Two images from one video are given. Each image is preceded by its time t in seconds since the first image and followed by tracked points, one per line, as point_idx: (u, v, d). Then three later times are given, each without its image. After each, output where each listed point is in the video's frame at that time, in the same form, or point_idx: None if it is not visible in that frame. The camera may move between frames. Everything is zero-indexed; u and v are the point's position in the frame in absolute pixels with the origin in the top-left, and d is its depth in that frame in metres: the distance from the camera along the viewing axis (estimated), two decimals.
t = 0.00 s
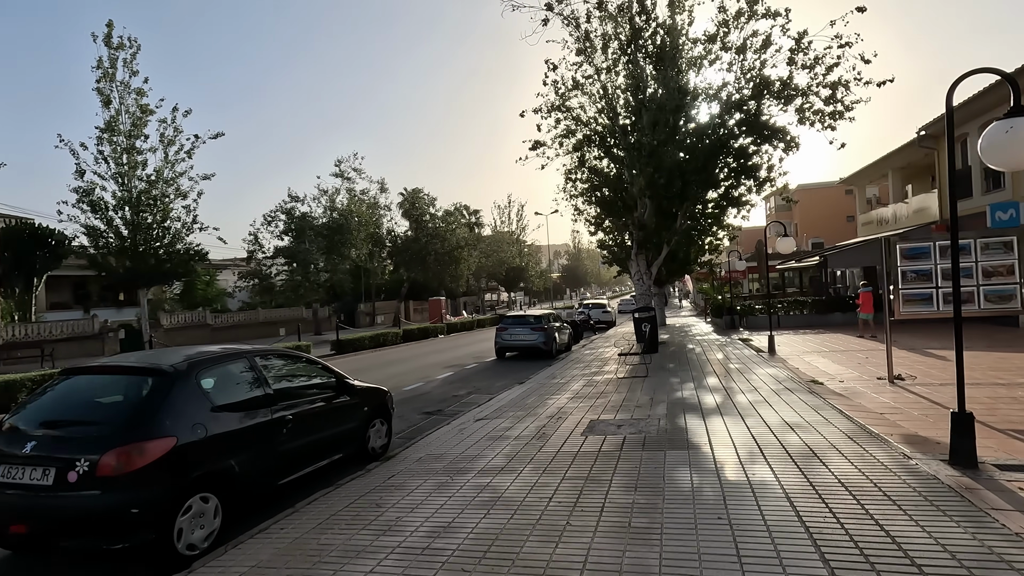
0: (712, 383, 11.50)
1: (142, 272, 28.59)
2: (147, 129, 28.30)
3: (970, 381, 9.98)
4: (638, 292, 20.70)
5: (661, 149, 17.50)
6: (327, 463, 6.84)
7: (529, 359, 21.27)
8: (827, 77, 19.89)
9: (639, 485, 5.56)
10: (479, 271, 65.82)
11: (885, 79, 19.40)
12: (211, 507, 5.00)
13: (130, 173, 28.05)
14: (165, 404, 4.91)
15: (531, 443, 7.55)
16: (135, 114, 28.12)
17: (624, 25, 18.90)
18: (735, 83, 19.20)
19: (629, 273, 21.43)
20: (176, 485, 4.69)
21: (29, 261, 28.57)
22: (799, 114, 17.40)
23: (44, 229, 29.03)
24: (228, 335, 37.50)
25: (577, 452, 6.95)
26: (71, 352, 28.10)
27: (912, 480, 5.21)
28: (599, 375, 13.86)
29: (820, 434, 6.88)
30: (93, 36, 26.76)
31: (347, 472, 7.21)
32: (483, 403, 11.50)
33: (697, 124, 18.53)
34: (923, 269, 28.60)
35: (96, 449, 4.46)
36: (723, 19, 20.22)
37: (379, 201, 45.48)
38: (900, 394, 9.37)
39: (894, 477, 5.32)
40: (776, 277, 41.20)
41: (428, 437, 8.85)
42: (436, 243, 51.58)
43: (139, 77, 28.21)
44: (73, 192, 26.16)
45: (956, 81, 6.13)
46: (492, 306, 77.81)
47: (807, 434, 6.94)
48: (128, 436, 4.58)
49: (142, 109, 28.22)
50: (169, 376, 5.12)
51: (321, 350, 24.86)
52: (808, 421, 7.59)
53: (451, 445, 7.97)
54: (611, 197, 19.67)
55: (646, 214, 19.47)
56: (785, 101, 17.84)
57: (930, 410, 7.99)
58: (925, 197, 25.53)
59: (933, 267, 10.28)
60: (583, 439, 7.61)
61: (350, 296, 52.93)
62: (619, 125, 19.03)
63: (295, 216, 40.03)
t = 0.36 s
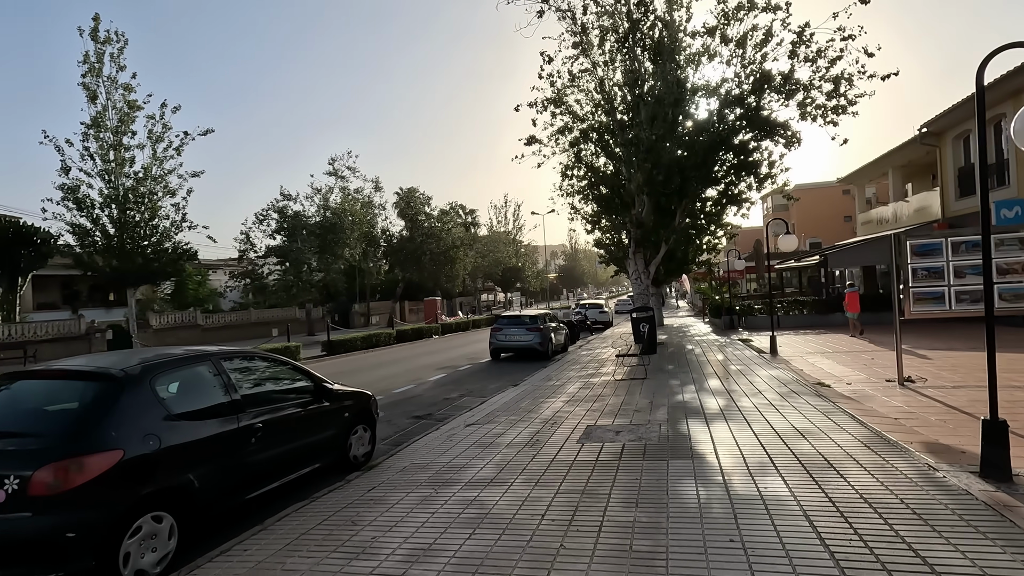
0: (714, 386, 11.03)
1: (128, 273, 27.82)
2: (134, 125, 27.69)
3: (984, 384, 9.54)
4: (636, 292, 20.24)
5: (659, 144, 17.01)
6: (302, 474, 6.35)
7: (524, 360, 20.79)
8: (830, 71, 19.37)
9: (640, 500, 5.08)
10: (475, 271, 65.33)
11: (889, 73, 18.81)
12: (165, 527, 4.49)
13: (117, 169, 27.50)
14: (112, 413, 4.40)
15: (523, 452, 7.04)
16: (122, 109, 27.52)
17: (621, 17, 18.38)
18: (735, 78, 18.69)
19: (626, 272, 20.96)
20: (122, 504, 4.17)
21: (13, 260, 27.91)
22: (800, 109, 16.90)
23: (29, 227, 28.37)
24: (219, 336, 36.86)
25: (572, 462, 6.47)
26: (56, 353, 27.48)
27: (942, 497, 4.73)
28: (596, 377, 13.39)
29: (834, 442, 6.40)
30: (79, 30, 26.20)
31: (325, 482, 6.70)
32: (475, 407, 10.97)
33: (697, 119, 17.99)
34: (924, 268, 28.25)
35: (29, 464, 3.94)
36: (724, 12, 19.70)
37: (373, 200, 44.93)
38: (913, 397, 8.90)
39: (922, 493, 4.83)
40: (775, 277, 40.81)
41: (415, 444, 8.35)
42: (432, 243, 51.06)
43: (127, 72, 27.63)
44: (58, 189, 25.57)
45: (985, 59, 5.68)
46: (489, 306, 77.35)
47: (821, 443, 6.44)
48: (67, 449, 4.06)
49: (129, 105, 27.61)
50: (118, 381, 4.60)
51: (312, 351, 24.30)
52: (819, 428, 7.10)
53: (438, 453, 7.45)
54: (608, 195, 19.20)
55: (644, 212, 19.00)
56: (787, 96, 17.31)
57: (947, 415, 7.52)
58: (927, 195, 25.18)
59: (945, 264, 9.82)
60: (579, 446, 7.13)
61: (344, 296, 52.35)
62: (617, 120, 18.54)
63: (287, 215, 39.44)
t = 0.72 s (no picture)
0: (718, 391, 10.49)
1: (114, 273, 27.24)
2: (120, 123, 27.07)
3: (1004, 388, 9.03)
4: (635, 292, 19.70)
5: (657, 139, 16.50)
6: (273, 493, 5.79)
7: (520, 362, 20.23)
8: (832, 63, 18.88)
9: (645, 527, 4.54)
10: (471, 271, 64.80)
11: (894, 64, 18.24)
12: (103, 563, 3.92)
13: (103, 169, 26.88)
14: (40, 433, 3.85)
15: (515, 467, 6.48)
16: (108, 107, 26.88)
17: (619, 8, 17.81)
18: (735, 72, 18.17)
19: (625, 271, 20.41)
20: (49, 539, 3.60)
21: None
22: (803, 103, 16.39)
23: (13, 228, 27.69)
24: (210, 337, 36.20)
25: (570, 479, 5.92)
26: (41, 356, 26.81)
27: (986, 523, 4.19)
28: (594, 381, 12.83)
29: (856, 456, 5.84)
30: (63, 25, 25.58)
31: (298, 502, 6.12)
32: (466, 413, 10.40)
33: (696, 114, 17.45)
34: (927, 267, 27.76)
35: None
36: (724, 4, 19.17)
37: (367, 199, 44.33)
38: (931, 403, 8.36)
39: (962, 519, 4.31)
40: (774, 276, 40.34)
41: (401, 456, 7.78)
42: (427, 243, 50.47)
43: (112, 68, 26.99)
44: (41, 188, 24.91)
45: None
46: (485, 307, 76.83)
47: (842, 457, 5.89)
48: None
49: (115, 102, 26.99)
50: (51, 396, 4.06)
51: (303, 353, 23.68)
52: (837, 439, 6.56)
53: (424, 468, 6.89)
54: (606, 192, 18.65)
55: (643, 209, 18.46)
56: (789, 89, 16.81)
57: (973, 424, 6.99)
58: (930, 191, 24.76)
59: (962, 261, 9.32)
60: (577, 460, 6.58)
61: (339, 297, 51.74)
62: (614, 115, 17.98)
63: (279, 214, 38.82)
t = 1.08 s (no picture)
0: (717, 394, 10.01)
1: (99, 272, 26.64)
2: (105, 118, 26.45)
3: (1018, 392, 8.57)
4: (630, 291, 19.19)
5: (653, 134, 16.02)
6: (230, 510, 5.30)
7: (513, 363, 19.73)
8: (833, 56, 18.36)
9: (635, 552, 4.03)
10: (466, 271, 64.30)
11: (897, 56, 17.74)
12: None
13: (87, 165, 26.29)
14: None
15: (497, 479, 5.98)
16: (93, 102, 26.30)
17: None
18: (733, 65, 17.68)
19: (620, 270, 19.94)
20: None
21: None
22: (803, 97, 15.94)
23: None
24: (199, 338, 35.61)
25: (555, 494, 5.41)
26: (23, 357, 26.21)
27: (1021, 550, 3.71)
28: (587, 383, 12.33)
29: (869, 468, 5.35)
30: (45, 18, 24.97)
31: (259, 518, 5.62)
32: (453, 417, 9.91)
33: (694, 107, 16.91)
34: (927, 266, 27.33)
35: None
36: None
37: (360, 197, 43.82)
38: (941, 407, 7.91)
39: (994, 545, 3.81)
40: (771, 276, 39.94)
41: (379, 464, 7.28)
42: (421, 242, 49.93)
43: (97, 62, 26.37)
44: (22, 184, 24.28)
45: None
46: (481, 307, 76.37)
47: (853, 469, 5.41)
48: None
49: (100, 97, 26.37)
50: None
51: (291, 354, 23.13)
52: (844, 447, 6.09)
53: (400, 478, 6.39)
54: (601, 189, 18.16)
55: (638, 206, 17.98)
56: (789, 82, 16.33)
57: (989, 430, 6.52)
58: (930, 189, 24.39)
59: (972, 258, 8.86)
60: (565, 470, 6.10)
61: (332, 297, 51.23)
62: (609, 109, 17.46)
63: (270, 212, 38.21)
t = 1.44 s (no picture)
0: (715, 401, 9.59)
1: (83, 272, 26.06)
2: (89, 116, 25.87)
3: None
4: (626, 293, 18.74)
5: (648, 132, 15.61)
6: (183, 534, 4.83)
7: (505, 367, 19.28)
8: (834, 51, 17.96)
9: None
10: (461, 272, 63.77)
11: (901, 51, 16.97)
12: None
13: (71, 164, 25.70)
14: None
15: (480, 498, 5.52)
16: (77, 99, 25.70)
17: None
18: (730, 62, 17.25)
19: (615, 271, 19.50)
20: None
21: None
22: (802, 94, 15.51)
23: None
24: (188, 340, 35.01)
25: (542, 516, 4.96)
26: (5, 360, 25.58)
27: None
28: (580, 389, 11.90)
29: (883, 489, 4.92)
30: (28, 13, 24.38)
31: (218, 542, 5.15)
32: (438, 426, 9.42)
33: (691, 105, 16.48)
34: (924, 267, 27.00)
35: None
36: None
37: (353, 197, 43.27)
38: (952, 416, 7.48)
39: None
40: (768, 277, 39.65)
41: (356, 479, 6.80)
42: (415, 243, 49.39)
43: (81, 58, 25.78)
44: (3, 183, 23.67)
45: None
46: (477, 308, 75.83)
47: (867, 491, 4.95)
48: None
49: (84, 94, 25.80)
50: None
51: (279, 357, 22.56)
52: (855, 463, 5.67)
53: (375, 497, 5.90)
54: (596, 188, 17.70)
55: (634, 206, 17.54)
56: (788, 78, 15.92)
57: (1006, 443, 6.12)
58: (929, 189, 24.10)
59: (982, 258, 8.47)
60: (553, 488, 5.64)
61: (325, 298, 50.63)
62: (604, 106, 17.00)
63: (260, 212, 37.62)
